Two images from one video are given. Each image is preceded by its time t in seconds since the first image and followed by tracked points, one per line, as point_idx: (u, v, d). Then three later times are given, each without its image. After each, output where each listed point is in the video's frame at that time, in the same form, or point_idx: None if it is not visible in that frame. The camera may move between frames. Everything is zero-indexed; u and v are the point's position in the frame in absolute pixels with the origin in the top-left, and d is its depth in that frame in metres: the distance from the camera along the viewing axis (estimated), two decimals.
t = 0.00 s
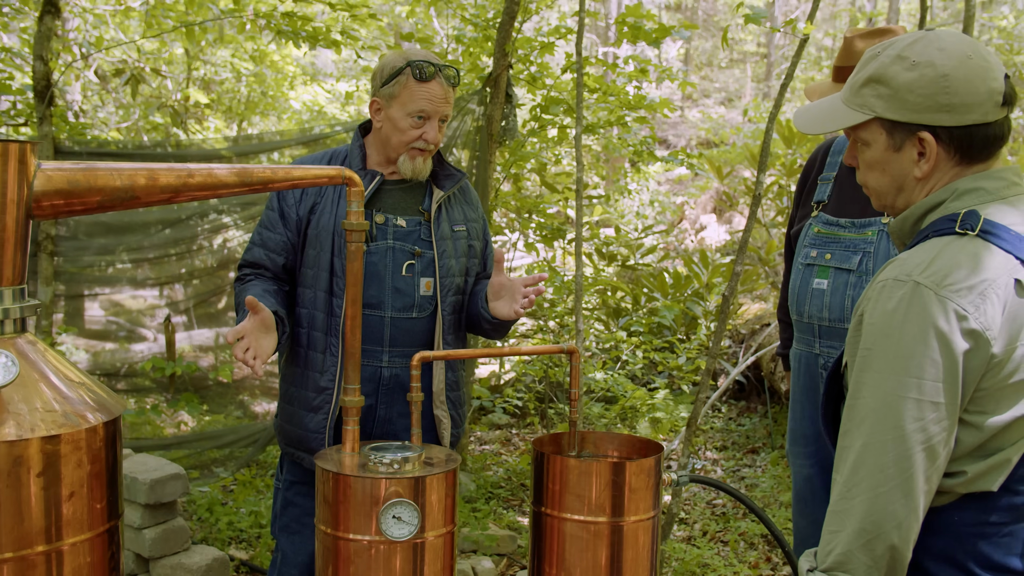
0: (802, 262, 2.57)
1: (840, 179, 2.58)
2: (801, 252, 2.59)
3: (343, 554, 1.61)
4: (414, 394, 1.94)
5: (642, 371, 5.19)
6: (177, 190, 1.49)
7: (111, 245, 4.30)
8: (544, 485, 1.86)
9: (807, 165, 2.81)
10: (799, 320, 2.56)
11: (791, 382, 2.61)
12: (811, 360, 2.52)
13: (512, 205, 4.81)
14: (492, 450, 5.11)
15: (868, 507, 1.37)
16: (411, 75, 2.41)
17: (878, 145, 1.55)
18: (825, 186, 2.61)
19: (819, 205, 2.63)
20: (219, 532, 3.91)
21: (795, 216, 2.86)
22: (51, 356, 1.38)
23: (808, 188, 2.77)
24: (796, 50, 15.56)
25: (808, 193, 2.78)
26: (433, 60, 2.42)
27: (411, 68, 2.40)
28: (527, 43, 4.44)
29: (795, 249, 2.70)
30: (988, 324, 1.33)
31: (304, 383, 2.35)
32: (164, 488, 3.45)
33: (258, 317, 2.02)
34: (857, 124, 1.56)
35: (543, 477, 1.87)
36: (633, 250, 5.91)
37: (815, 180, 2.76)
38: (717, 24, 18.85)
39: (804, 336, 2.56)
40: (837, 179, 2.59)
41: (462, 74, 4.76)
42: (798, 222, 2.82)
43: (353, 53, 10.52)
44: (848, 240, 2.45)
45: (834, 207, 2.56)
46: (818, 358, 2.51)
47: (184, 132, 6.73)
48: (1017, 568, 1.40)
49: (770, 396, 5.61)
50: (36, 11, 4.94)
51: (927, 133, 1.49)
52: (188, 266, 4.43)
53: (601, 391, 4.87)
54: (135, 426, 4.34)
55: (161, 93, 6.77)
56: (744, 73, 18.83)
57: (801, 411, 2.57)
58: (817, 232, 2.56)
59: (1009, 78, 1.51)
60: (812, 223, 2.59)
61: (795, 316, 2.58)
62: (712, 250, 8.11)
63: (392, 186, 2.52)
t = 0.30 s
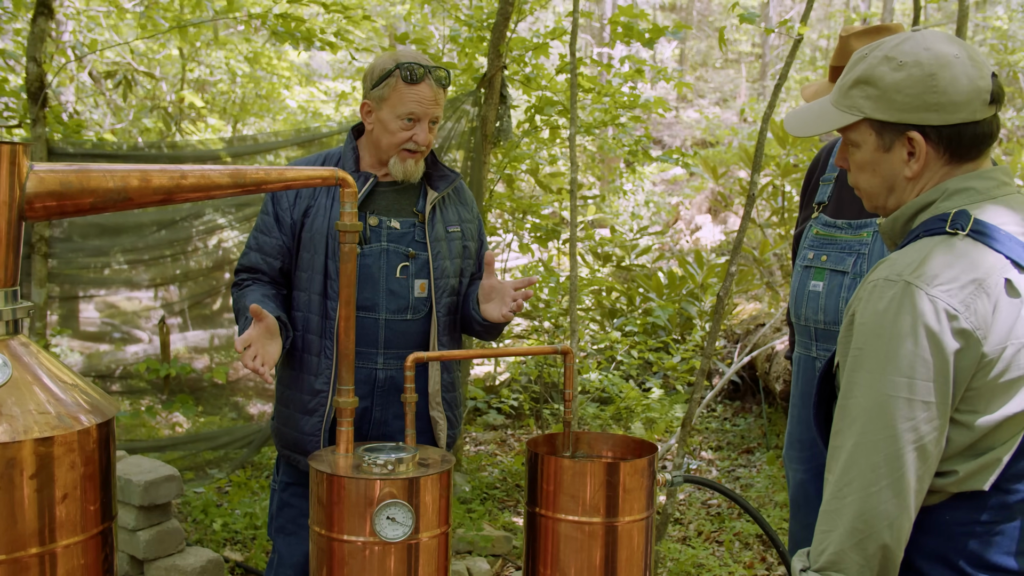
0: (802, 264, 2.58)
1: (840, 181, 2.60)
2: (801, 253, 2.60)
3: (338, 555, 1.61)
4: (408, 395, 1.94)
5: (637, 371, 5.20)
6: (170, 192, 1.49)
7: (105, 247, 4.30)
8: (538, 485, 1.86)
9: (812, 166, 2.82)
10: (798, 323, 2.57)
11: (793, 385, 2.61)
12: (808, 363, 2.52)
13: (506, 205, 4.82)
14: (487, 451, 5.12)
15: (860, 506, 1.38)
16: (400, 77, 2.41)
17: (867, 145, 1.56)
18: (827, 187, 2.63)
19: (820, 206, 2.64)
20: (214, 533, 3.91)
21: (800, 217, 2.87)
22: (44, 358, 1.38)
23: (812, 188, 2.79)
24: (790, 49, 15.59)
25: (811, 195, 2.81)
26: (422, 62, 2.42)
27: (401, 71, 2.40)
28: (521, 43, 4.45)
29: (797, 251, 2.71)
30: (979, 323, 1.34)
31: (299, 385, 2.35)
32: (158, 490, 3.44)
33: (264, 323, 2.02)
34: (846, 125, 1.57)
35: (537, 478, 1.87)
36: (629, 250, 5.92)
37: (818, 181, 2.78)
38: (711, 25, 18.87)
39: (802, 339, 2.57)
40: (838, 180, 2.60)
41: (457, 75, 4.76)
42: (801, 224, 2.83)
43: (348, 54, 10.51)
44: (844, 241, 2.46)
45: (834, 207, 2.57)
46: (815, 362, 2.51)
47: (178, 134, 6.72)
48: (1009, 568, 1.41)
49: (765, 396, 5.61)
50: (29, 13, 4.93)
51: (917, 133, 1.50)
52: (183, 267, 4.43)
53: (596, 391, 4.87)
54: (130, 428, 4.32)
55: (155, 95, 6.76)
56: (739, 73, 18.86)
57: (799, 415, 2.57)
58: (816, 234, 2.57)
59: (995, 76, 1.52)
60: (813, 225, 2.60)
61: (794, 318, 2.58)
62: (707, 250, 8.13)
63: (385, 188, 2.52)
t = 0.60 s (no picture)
0: (802, 266, 2.59)
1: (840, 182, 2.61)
2: (801, 255, 2.61)
3: (333, 556, 1.61)
4: (403, 395, 1.94)
5: (633, 371, 5.21)
6: (165, 193, 1.50)
7: (100, 248, 4.29)
8: (534, 486, 1.86)
9: (812, 167, 2.83)
10: (798, 325, 2.58)
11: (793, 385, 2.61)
12: (807, 365, 2.53)
13: (502, 206, 4.83)
14: (483, 451, 5.12)
15: (853, 505, 1.38)
16: (395, 75, 2.41)
17: (861, 145, 1.57)
18: (827, 187, 2.64)
19: (820, 207, 2.66)
20: (210, 534, 3.90)
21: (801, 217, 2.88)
22: (39, 359, 1.37)
23: (813, 188, 2.79)
24: (786, 49, 15.60)
25: (812, 195, 2.82)
26: (418, 60, 2.43)
27: (395, 69, 2.40)
28: (517, 43, 4.45)
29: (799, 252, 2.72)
30: (971, 323, 1.35)
31: (293, 385, 2.35)
32: (153, 491, 3.44)
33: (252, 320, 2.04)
34: (840, 125, 1.58)
35: (533, 478, 1.87)
36: (624, 251, 5.92)
37: (819, 181, 2.79)
38: (707, 25, 18.91)
39: (802, 341, 2.57)
40: (837, 181, 2.62)
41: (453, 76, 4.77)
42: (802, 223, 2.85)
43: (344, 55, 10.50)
44: (843, 244, 2.46)
45: (834, 208, 2.58)
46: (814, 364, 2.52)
47: (173, 134, 6.71)
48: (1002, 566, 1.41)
49: (760, 396, 5.63)
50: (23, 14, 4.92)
51: (911, 131, 1.51)
52: (178, 268, 4.43)
53: (592, 392, 4.88)
54: (125, 429, 4.31)
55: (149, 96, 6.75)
56: (735, 74, 18.89)
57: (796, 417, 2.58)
58: (817, 235, 2.57)
59: (989, 75, 1.53)
60: (813, 226, 2.60)
61: (794, 320, 2.59)
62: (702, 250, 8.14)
63: (380, 188, 2.53)
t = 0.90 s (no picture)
0: (801, 264, 2.59)
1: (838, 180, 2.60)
2: (800, 254, 2.61)
3: (332, 556, 1.61)
4: (402, 395, 1.93)
5: (632, 372, 5.21)
6: (163, 193, 1.49)
7: (99, 248, 4.29)
8: (533, 486, 1.86)
9: (806, 164, 2.82)
10: (797, 323, 2.58)
11: (788, 382, 2.62)
12: (807, 363, 2.54)
13: (501, 206, 4.83)
14: (482, 451, 5.11)
15: (852, 506, 1.38)
16: (405, 78, 2.40)
17: (859, 145, 1.57)
18: (825, 186, 2.62)
19: (818, 205, 2.64)
20: (208, 534, 3.90)
21: (794, 215, 2.87)
22: (37, 359, 1.37)
23: (807, 187, 2.79)
24: (785, 50, 15.60)
25: (807, 194, 2.81)
26: (428, 65, 2.43)
27: (406, 71, 2.39)
28: (516, 44, 4.45)
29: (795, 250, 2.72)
30: (970, 323, 1.35)
31: (292, 386, 2.35)
32: (152, 491, 3.43)
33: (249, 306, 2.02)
34: (836, 126, 1.58)
35: (531, 479, 1.87)
36: (624, 251, 5.93)
37: (814, 180, 2.78)
38: (706, 26, 18.90)
39: (802, 339, 2.57)
40: (836, 179, 2.60)
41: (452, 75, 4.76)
42: (796, 221, 2.84)
43: (343, 55, 10.49)
44: (847, 243, 2.46)
45: (833, 207, 2.57)
46: (814, 361, 2.52)
47: (171, 134, 6.71)
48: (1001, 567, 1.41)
49: (759, 397, 5.63)
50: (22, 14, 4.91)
51: (908, 128, 1.51)
52: (177, 268, 4.43)
53: (591, 392, 4.88)
54: (123, 429, 4.30)
55: (149, 96, 6.77)
56: (734, 74, 18.89)
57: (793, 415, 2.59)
58: (816, 234, 2.57)
59: (984, 72, 1.54)
60: (812, 225, 2.60)
61: (794, 318, 2.59)
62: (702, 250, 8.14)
63: (378, 188, 2.52)
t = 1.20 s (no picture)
0: (800, 257, 2.57)
1: (833, 174, 2.58)
2: (797, 246, 2.59)
3: (333, 551, 1.61)
4: (402, 390, 1.93)
5: (632, 367, 5.20)
6: (163, 187, 1.48)
7: (100, 242, 4.28)
8: (533, 481, 1.86)
9: (796, 161, 2.80)
10: (795, 314, 2.57)
11: (780, 372, 2.65)
12: (806, 353, 2.54)
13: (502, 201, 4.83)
14: (482, 446, 5.11)
15: (856, 501, 1.37)
16: (407, 73, 2.39)
17: (861, 140, 1.56)
18: (819, 180, 2.60)
19: (813, 199, 2.62)
20: (209, 529, 3.90)
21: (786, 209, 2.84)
22: (37, 354, 1.37)
23: (799, 181, 2.76)
24: (786, 45, 15.56)
25: (799, 188, 2.78)
26: (428, 59, 2.42)
27: (408, 67, 2.38)
28: (517, 37, 4.43)
29: (788, 243, 2.69)
30: (973, 317, 1.34)
31: (293, 380, 2.34)
32: (152, 486, 3.43)
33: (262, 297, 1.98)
34: (837, 122, 1.57)
35: (532, 474, 1.87)
36: (624, 246, 5.92)
37: (806, 174, 2.76)
38: (707, 20, 18.84)
39: (799, 330, 2.57)
40: (831, 173, 2.58)
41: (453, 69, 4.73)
42: (790, 215, 2.80)
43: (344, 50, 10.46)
44: (849, 236, 2.46)
45: (831, 201, 2.56)
46: (813, 352, 2.53)
47: (171, 129, 6.71)
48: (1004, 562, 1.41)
49: (760, 392, 5.63)
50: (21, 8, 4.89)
51: (910, 122, 1.50)
52: (178, 263, 4.41)
53: (592, 387, 4.88)
54: (124, 424, 4.32)
55: (148, 90, 6.77)
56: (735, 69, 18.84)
57: (792, 404, 2.60)
58: (813, 227, 2.56)
59: (984, 66, 1.53)
60: (807, 218, 2.59)
61: (791, 310, 2.58)
62: (702, 245, 8.13)
63: (380, 183, 2.50)
